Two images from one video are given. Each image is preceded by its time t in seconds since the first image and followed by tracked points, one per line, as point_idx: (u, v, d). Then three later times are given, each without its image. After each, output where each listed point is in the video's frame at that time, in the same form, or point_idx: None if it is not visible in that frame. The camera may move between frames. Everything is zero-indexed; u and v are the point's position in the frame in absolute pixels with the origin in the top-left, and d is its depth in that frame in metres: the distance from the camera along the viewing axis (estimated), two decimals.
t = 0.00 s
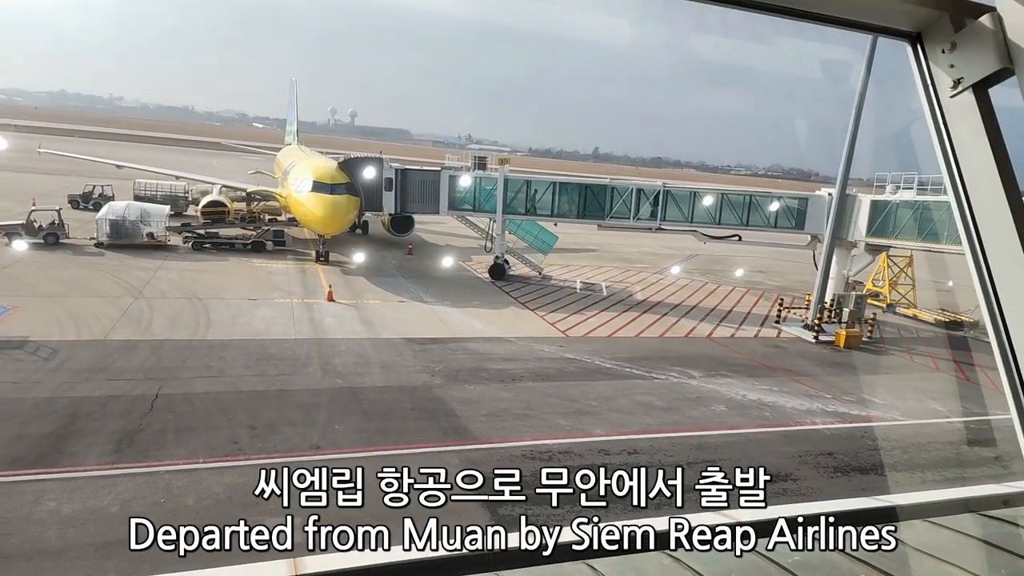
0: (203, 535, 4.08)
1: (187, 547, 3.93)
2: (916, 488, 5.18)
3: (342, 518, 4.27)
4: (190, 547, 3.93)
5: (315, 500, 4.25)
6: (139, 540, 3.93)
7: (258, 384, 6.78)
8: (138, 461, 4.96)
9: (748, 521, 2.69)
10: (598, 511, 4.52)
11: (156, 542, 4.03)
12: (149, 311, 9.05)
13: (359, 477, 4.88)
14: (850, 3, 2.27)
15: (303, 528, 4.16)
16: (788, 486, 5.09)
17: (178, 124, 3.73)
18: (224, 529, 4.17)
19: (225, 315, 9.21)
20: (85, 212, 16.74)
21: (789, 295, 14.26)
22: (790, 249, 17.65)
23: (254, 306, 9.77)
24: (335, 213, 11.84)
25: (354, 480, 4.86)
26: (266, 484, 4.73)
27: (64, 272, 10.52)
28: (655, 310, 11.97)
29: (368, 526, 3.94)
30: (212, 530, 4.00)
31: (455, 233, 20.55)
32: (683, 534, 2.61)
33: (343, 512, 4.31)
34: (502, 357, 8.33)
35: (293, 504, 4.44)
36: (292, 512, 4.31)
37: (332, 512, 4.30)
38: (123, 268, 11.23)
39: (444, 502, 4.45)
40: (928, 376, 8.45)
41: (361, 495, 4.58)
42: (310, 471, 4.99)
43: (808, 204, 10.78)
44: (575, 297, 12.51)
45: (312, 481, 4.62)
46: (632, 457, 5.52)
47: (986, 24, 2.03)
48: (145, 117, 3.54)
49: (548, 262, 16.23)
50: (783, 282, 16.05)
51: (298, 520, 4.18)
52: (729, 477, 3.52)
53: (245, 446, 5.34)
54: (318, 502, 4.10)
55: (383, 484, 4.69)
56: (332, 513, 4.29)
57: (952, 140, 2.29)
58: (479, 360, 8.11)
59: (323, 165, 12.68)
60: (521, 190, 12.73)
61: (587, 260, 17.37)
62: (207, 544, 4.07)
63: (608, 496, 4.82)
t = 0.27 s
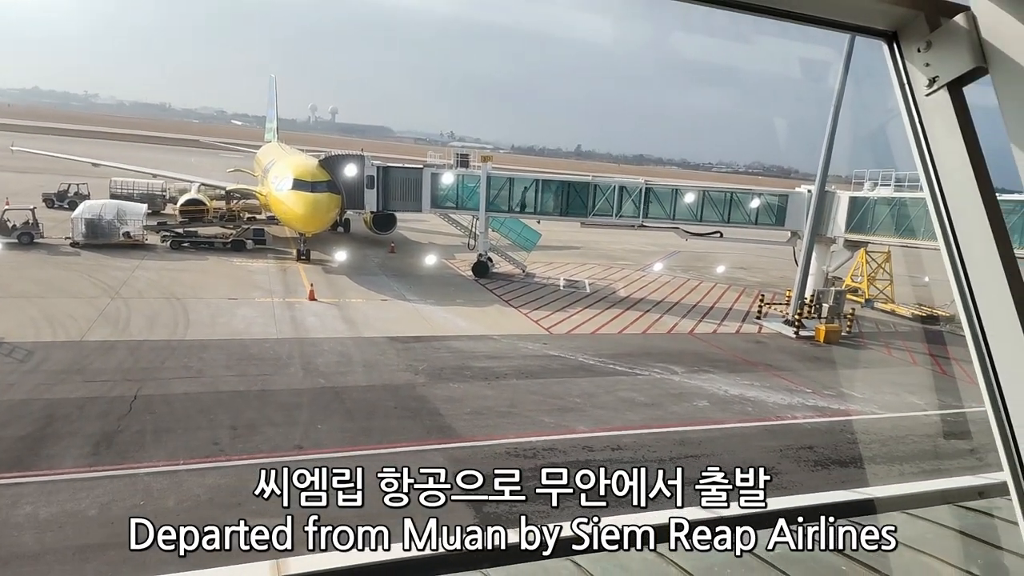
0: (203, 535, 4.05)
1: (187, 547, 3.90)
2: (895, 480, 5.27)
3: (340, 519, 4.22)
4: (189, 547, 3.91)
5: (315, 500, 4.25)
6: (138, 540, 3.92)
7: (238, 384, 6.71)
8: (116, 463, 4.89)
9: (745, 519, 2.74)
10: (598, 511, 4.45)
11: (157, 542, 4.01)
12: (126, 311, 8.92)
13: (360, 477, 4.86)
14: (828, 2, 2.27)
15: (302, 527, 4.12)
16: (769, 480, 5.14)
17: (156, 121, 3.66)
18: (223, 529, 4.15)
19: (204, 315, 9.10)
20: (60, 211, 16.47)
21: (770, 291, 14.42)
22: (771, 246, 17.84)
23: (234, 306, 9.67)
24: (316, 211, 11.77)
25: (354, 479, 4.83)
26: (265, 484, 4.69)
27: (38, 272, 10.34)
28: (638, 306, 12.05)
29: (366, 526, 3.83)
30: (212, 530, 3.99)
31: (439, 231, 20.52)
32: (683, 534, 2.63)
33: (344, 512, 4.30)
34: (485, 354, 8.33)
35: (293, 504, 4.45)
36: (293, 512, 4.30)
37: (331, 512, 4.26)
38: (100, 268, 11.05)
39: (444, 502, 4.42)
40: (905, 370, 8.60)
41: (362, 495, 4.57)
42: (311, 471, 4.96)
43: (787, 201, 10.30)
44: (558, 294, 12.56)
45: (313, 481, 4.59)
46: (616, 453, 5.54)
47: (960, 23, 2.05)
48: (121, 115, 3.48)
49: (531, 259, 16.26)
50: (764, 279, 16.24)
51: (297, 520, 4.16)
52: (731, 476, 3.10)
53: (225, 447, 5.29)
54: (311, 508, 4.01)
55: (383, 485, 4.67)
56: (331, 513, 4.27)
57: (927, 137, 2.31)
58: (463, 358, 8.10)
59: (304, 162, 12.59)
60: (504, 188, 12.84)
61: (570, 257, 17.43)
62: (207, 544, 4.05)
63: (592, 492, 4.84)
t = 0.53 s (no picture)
0: (203, 534, 4.06)
1: (187, 547, 3.92)
2: (862, 473, 5.39)
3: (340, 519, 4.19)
4: (189, 547, 3.91)
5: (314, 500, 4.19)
6: (138, 540, 3.90)
7: (209, 383, 6.60)
8: (81, 465, 4.77)
9: (745, 519, 2.78)
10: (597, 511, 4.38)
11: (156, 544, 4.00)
12: (92, 309, 8.71)
13: (360, 477, 4.84)
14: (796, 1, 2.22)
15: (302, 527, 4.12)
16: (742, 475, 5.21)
17: (122, 114, 3.56)
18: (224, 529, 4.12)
19: (174, 312, 8.93)
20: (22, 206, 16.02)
21: (742, 289, 14.65)
22: (742, 244, 18.13)
23: (204, 304, 9.51)
24: (288, 207, 11.66)
25: (354, 479, 4.80)
26: (265, 484, 4.65)
27: None
28: (613, 304, 12.14)
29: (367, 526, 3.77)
30: (212, 530, 3.99)
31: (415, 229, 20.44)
32: (683, 533, 2.68)
33: (343, 511, 4.27)
34: (461, 352, 8.31)
35: (293, 504, 4.45)
36: (292, 512, 4.28)
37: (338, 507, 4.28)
38: (64, 264, 10.77)
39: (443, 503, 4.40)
40: (872, 366, 8.80)
41: (362, 495, 4.54)
42: (312, 471, 4.92)
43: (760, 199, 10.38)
44: (534, 292, 12.60)
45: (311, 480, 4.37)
46: (591, 450, 5.57)
47: (924, 27, 2.08)
48: (84, 108, 3.38)
49: (507, 257, 16.29)
50: (736, 276, 16.49)
51: (297, 521, 4.15)
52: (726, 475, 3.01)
53: (195, 447, 5.20)
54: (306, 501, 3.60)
55: (383, 485, 4.63)
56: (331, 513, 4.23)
57: (892, 136, 2.35)
58: (439, 356, 8.08)
59: (277, 158, 12.46)
60: (480, 185, 12.71)
61: (546, 255, 17.51)
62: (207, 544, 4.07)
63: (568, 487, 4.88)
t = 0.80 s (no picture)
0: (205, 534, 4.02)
1: (188, 547, 3.89)
2: (833, 468, 5.50)
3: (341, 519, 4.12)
4: (190, 546, 3.89)
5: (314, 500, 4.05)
6: (139, 540, 3.85)
7: (181, 381, 6.50)
8: (46, 465, 4.66)
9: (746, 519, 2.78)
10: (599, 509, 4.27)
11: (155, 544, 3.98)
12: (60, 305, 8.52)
13: (360, 477, 4.79)
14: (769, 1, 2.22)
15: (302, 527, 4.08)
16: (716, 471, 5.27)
17: (90, 105, 3.46)
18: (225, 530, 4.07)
19: (144, 309, 8.77)
20: None
21: (718, 287, 14.83)
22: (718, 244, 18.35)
23: (175, 301, 9.36)
24: (263, 202, 11.50)
25: (354, 479, 4.76)
26: (265, 484, 4.60)
27: None
28: (591, 302, 12.19)
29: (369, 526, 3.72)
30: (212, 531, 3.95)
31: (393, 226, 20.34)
32: (683, 534, 2.68)
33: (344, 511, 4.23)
34: (438, 350, 8.28)
35: (293, 505, 4.39)
36: (293, 513, 4.25)
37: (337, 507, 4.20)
38: (30, 259, 10.51)
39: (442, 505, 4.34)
40: (844, 363, 8.97)
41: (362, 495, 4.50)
42: (311, 471, 4.86)
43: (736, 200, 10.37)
44: (512, 289, 12.61)
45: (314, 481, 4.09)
46: (568, 447, 5.59)
47: (896, 31, 2.12)
48: (50, 98, 3.27)
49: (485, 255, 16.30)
50: (712, 275, 16.69)
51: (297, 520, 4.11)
52: (733, 472, 2.87)
53: (165, 446, 5.11)
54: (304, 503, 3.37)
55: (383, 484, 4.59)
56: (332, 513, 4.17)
57: (863, 137, 2.38)
58: (416, 353, 8.05)
59: (251, 153, 12.26)
60: (458, 182, 12.70)
61: (524, 253, 17.54)
62: (207, 544, 4.03)
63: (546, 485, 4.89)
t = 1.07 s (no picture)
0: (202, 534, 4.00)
1: (187, 547, 3.85)
2: (804, 460, 5.61)
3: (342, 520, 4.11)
4: (188, 546, 3.83)
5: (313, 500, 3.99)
6: (138, 540, 3.87)
7: (149, 385, 6.38)
8: (9, 472, 4.53)
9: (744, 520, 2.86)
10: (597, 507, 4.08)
11: (155, 543, 4.00)
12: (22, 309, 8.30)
13: (360, 477, 4.80)
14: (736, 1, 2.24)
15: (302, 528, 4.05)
16: (691, 465, 5.33)
17: (50, 104, 3.35)
18: (221, 530, 4.03)
19: (110, 311, 8.58)
20: None
21: (692, 284, 15.00)
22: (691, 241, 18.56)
23: (142, 302, 9.17)
24: (232, 202, 11.37)
25: (354, 479, 4.77)
26: (265, 484, 4.62)
27: None
28: (566, 299, 12.25)
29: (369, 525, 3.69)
30: (211, 531, 3.91)
31: (367, 225, 20.17)
32: (683, 534, 2.74)
33: (344, 511, 4.20)
34: (413, 349, 8.24)
35: (292, 505, 4.42)
36: (292, 513, 4.27)
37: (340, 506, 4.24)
38: None
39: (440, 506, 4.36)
40: (814, 358, 9.14)
41: (361, 495, 4.51)
42: (312, 471, 4.88)
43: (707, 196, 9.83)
44: (488, 287, 12.60)
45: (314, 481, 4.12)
46: (545, 444, 5.61)
47: (861, 30, 2.17)
48: (7, 97, 3.16)
49: (460, 254, 16.25)
50: (686, 271, 16.89)
51: (296, 520, 4.09)
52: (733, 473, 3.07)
53: (134, 451, 5.02)
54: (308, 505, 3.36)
55: (383, 485, 4.59)
56: (332, 513, 4.13)
57: (830, 135, 2.42)
58: (390, 353, 8.00)
59: (219, 151, 12.02)
60: (433, 180, 12.61)
61: (499, 251, 17.55)
62: (207, 544, 4.02)
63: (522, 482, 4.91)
